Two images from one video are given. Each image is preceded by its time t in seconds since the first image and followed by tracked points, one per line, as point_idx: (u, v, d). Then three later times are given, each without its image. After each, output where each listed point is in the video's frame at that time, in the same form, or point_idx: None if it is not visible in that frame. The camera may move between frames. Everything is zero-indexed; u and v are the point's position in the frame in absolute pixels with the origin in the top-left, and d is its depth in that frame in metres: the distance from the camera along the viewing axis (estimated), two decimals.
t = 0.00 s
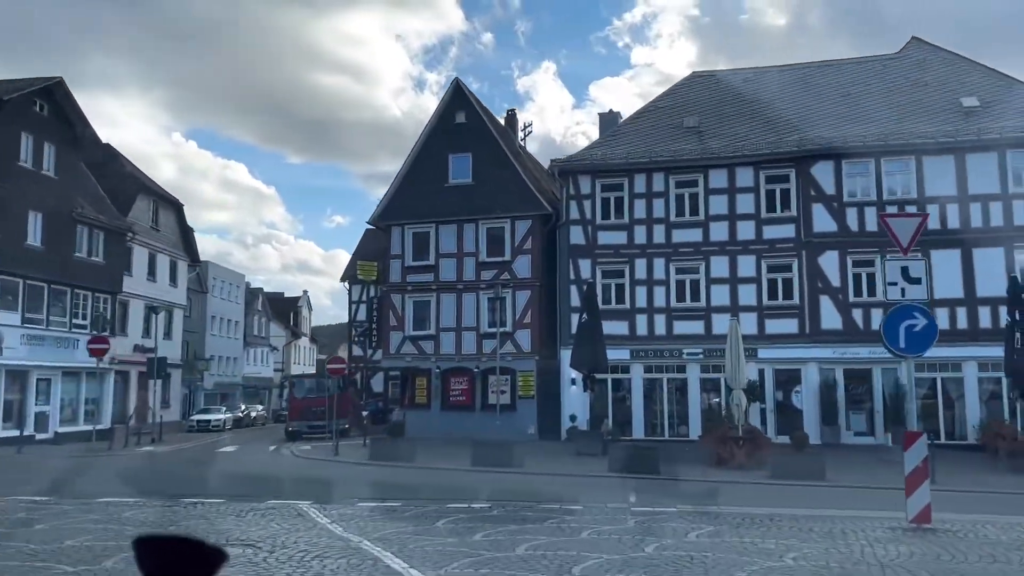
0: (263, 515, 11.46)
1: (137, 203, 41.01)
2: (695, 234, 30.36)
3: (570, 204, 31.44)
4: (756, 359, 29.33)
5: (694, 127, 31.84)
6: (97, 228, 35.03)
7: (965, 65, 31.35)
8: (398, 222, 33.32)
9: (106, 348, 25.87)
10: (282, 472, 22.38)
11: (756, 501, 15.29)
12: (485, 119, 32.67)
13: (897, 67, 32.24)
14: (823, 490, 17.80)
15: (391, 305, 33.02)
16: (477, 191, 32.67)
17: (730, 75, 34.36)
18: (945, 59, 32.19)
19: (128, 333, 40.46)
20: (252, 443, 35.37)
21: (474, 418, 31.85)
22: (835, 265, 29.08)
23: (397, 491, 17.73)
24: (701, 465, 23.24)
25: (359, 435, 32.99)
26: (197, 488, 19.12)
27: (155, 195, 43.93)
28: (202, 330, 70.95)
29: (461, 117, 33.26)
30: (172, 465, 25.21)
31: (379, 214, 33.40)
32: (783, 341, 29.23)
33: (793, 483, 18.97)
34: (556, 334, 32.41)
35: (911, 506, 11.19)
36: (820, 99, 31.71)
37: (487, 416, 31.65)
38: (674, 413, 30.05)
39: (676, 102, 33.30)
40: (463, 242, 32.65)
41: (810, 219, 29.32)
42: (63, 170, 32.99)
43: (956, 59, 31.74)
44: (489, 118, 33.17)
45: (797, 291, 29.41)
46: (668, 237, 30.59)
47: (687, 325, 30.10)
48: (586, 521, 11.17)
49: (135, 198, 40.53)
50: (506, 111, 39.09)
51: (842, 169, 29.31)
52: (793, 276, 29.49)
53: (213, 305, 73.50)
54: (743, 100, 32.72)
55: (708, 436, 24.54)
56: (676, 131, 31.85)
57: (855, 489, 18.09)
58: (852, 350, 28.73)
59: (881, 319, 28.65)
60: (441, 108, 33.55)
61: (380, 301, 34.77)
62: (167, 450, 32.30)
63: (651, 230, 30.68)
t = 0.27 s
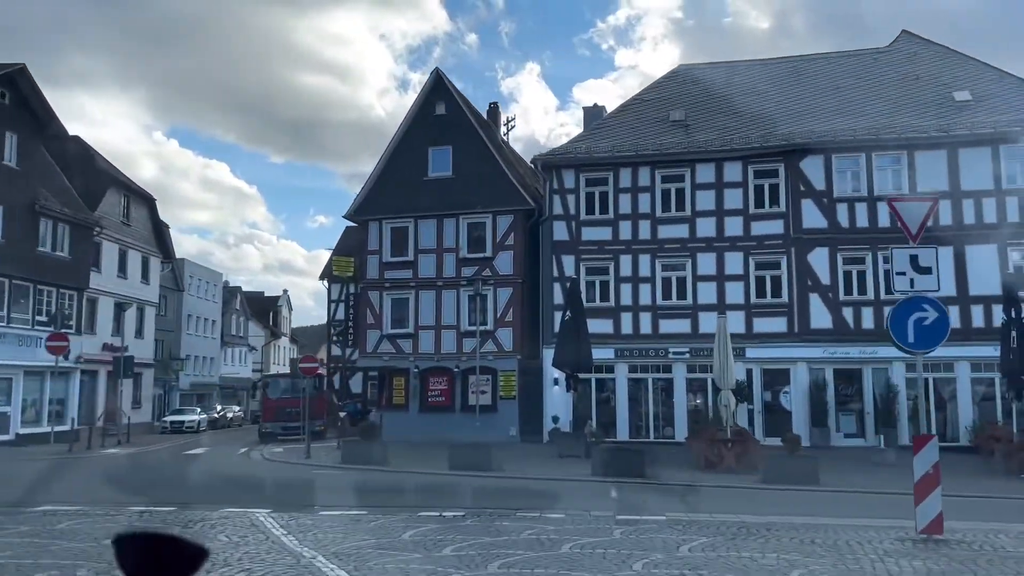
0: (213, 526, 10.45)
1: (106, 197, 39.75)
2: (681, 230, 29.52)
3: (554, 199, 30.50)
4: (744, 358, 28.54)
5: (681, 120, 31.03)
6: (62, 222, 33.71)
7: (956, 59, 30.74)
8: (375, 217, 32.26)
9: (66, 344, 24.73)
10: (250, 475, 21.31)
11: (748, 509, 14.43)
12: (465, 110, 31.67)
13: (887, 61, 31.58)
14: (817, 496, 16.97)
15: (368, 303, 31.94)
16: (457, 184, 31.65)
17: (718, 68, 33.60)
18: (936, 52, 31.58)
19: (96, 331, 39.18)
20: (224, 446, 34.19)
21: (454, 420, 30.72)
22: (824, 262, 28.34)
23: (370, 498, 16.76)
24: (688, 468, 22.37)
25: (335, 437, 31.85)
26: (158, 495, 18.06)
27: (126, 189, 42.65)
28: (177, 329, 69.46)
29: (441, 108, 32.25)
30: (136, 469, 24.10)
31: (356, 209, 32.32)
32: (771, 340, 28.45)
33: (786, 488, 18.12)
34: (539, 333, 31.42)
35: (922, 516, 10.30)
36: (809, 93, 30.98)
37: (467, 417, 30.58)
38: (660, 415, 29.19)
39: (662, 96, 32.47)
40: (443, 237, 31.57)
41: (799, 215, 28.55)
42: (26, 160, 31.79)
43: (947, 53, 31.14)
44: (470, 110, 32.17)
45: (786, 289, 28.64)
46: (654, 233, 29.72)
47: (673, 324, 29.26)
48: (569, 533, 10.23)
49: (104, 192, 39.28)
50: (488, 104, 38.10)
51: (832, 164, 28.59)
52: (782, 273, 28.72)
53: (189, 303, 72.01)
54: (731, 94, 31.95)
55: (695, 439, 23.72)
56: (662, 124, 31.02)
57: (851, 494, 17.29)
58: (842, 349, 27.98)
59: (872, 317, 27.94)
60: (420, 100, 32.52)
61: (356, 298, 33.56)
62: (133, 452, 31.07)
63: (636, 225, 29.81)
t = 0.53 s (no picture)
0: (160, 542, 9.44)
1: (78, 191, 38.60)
2: (672, 226, 28.66)
3: (541, 194, 29.57)
4: (736, 358, 27.69)
5: (672, 113, 30.18)
6: (30, 216, 32.55)
7: (952, 52, 30.06)
8: (356, 212, 31.21)
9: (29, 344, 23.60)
10: (220, 481, 20.25)
11: (747, 518, 13.53)
12: (450, 102, 30.69)
13: (882, 54, 30.87)
14: (817, 502, 16.09)
15: (349, 300, 30.87)
16: (441, 178, 30.65)
17: (709, 61, 32.79)
18: (931, 45, 30.88)
19: (68, 330, 37.95)
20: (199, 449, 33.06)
21: (437, 421, 29.62)
22: (819, 259, 27.54)
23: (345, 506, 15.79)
24: (680, 472, 21.49)
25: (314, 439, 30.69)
26: (117, 502, 17.03)
27: (101, 183, 41.47)
28: (156, 329, 68.07)
29: (424, 100, 31.26)
30: (102, 473, 23.04)
31: (337, 203, 31.27)
32: (764, 339, 27.62)
33: (785, 493, 17.20)
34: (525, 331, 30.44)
35: (942, 528, 9.41)
36: (802, 85, 30.22)
37: (451, 419, 29.51)
38: (650, 416, 28.30)
39: (652, 88, 31.62)
40: (427, 233, 30.52)
41: (793, 210, 27.75)
42: None
43: (943, 46, 30.44)
44: (455, 102, 31.19)
45: (779, 286, 27.82)
46: (644, 229, 28.85)
47: (663, 323, 28.39)
48: (555, 548, 9.29)
49: (76, 186, 38.12)
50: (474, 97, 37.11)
51: (827, 158, 27.81)
52: (775, 270, 27.90)
53: (168, 302, 70.59)
54: (723, 86, 31.14)
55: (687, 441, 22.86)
56: (653, 117, 30.16)
57: (853, 501, 16.41)
58: (837, 349, 27.17)
59: (868, 316, 27.15)
60: (403, 91, 31.51)
61: (336, 296, 32.41)
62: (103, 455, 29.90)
63: (626, 221, 28.93)
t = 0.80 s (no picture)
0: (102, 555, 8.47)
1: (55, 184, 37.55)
2: (667, 220, 27.76)
3: (532, 186, 28.64)
4: (733, 356, 26.83)
5: (667, 104, 29.29)
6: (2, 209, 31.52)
7: (954, 42, 29.27)
8: (341, 204, 30.20)
9: None
10: (192, 484, 19.25)
11: (751, 527, 12.64)
12: (438, 91, 29.72)
13: (881, 44, 30.05)
14: (822, 508, 15.21)
15: (333, 296, 29.85)
16: (429, 170, 29.66)
17: (705, 51, 31.92)
18: (933, 35, 30.08)
19: (43, 327, 36.87)
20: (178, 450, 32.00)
21: (424, 421, 28.63)
22: (818, 254, 26.69)
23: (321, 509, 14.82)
24: (676, 474, 20.59)
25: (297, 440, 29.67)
26: (80, 506, 16.05)
27: (79, 176, 40.41)
28: (141, 327, 66.88)
29: (412, 89, 30.30)
30: (72, 474, 22.02)
31: (321, 195, 30.26)
32: (761, 336, 26.76)
33: (787, 497, 16.30)
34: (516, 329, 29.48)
35: (971, 544, 8.45)
36: (801, 76, 29.37)
37: (438, 419, 28.54)
38: (643, 416, 27.41)
39: (646, 79, 30.73)
40: (414, 226, 29.52)
41: (791, 203, 26.90)
42: None
43: (945, 36, 29.65)
44: (443, 91, 30.22)
45: (777, 282, 26.96)
46: (638, 223, 27.95)
47: (657, 319, 27.49)
48: (544, 563, 8.35)
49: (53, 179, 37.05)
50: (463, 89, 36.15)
51: (826, 149, 26.96)
52: (773, 266, 27.03)
53: (153, 300, 69.31)
54: (719, 77, 30.28)
55: (683, 442, 21.99)
56: (647, 108, 29.27)
57: (859, 506, 15.53)
58: (837, 346, 26.32)
59: (869, 312, 26.30)
60: (390, 80, 30.53)
61: (319, 292, 31.37)
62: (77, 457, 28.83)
63: (619, 214, 28.02)
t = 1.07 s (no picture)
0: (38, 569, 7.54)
1: (35, 175, 36.61)
2: (666, 211, 26.83)
3: (526, 177, 27.69)
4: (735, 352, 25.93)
5: (666, 92, 28.35)
6: None
7: (962, 29, 28.38)
8: (329, 195, 29.21)
9: None
10: (168, 484, 18.28)
11: (760, 534, 11.72)
12: (429, 78, 28.74)
13: (887, 31, 29.14)
14: (834, 513, 14.30)
15: (321, 289, 28.88)
16: (419, 159, 28.68)
17: (705, 38, 30.99)
18: (940, 22, 29.18)
19: (23, 322, 35.92)
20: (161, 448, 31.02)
21: (415, 419, 27.66)
22: (823, 246, 25.80)
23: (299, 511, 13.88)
24: (677, 475, 19.67)
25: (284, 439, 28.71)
26: (45, 507, 15.11)
27: (61, 167, 39.46)
28: (129, 323, 65.80)
29: (402, 76, 29.31)
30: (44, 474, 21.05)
31: (309, 185, 29.26)
32: (763, 332, 25.87)
33: (795, 500, 15.38)
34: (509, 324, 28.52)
35: (1015, 566, 5.71)
36: (804, 63, 28.45)
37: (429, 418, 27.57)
38: (642, 414, 26.51)
39: (644, 67, 29.79)
40: (404, 218, 28.54)
41: (795, 194, 26.00)
42: None
43: (953, 23, 28.75)
44: (435, 78, 29.23)
45: (781, 276, 26.05)
46: (636, 214, 27.02)
47: (656, 314, 26.58)
48: None
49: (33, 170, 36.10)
50: (456, 78, 35.18)
51: (831, 138, 26.06)
52: (776, 258, 26.11)
53: (142, 296, 68.18)
54: (719, 64, 29.34)
55: (683, 441, 21.09)
56: (646, 96, 28.33)
57: (872, 511, 14.63)
58: (843, 342, 25.41)
59: (875, 306, 25.40)
60: (380, 67, 29.53)
61: (306, 286, 30.36)
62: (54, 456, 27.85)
63: (616, 205, 27.09)
